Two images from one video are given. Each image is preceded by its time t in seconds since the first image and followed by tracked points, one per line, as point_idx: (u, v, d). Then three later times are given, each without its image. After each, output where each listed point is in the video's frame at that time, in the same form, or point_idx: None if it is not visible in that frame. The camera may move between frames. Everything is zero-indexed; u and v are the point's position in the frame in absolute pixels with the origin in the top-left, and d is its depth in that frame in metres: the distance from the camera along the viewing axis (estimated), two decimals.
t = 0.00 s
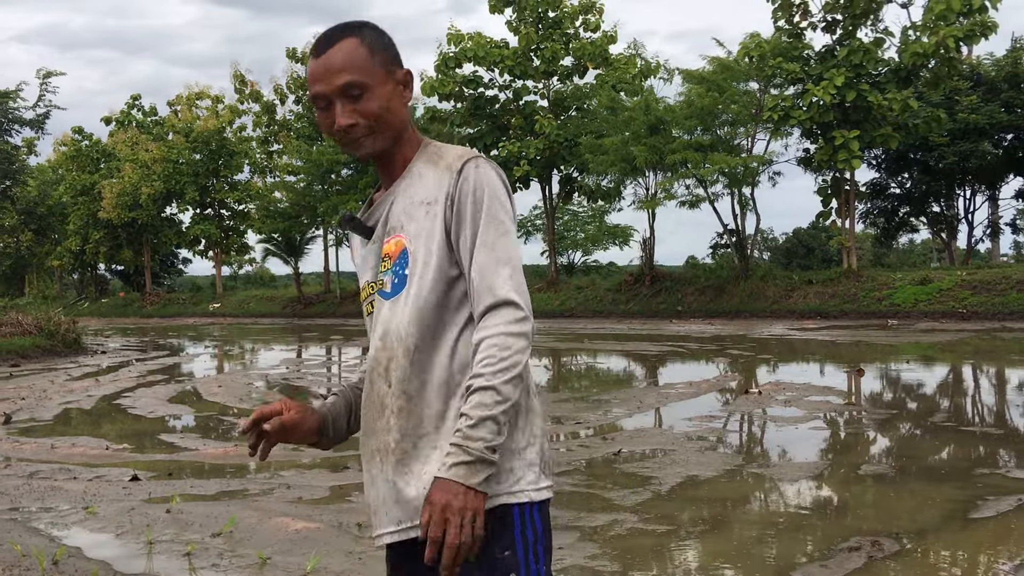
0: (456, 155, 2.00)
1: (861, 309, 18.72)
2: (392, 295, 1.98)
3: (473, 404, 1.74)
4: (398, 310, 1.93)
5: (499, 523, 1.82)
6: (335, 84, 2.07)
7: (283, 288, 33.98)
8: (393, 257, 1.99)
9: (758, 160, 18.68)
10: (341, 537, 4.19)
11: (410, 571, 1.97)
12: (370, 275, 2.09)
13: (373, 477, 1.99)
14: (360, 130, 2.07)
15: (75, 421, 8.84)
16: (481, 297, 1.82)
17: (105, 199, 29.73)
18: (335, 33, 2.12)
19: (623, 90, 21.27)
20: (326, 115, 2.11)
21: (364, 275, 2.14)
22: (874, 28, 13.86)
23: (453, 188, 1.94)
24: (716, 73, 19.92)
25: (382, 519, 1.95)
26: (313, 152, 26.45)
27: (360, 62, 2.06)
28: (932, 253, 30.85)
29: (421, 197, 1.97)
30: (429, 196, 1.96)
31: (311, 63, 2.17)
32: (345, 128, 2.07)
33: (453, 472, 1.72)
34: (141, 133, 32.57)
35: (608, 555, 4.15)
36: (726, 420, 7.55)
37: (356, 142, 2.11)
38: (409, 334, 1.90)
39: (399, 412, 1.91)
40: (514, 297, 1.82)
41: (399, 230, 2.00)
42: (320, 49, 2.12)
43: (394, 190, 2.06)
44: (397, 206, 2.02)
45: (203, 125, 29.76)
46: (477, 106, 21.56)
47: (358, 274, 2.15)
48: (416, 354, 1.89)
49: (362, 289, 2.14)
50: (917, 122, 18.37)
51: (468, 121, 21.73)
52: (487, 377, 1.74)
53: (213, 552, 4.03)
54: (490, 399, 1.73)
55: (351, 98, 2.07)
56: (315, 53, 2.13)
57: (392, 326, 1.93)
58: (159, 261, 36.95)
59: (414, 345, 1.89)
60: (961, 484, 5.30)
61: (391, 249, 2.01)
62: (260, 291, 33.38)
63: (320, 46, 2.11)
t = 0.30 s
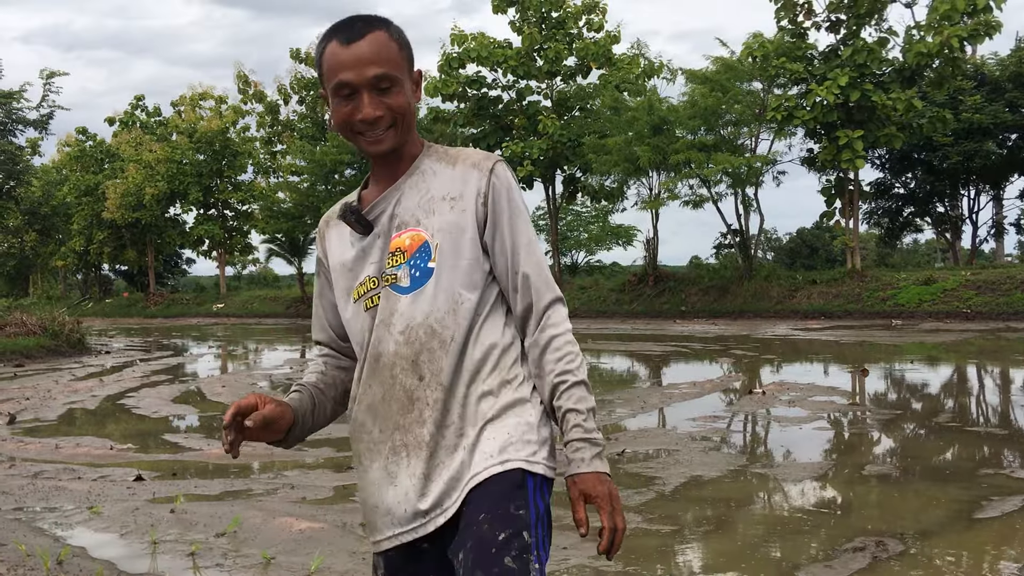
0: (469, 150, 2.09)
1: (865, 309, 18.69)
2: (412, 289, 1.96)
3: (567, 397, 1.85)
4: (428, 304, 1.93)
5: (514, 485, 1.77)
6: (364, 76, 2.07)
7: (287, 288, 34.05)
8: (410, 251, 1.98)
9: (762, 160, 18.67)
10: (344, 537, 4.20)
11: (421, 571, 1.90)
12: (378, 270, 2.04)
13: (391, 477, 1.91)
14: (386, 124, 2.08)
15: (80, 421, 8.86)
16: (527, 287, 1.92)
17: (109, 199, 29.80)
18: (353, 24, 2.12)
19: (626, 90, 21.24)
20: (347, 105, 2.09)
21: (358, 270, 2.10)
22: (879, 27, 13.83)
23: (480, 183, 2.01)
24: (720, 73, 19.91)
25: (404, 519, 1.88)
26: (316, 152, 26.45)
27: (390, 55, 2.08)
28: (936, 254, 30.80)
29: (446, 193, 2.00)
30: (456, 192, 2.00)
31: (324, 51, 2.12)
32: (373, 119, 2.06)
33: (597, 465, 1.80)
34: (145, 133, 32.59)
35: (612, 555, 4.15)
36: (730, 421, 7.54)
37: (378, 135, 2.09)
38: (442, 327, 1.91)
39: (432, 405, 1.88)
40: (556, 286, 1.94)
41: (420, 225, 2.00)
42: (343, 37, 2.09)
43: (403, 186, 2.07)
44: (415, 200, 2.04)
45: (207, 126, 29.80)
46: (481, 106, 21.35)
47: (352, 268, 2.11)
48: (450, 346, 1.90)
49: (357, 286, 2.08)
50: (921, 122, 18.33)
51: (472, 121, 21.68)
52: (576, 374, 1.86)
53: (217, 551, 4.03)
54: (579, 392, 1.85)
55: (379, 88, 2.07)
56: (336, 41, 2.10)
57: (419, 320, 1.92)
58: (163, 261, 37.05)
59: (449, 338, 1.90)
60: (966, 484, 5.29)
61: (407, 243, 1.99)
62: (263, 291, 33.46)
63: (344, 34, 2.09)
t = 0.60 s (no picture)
0: (470, 152, 2.12)
1: (869, 309, 18.65)
2: (424, 291, 1.95)
3: (570, 406, 1.94)
4: (445, 307, 1.94)
5: (533, 487, 1.79)
6: (372, 74, 2.07)
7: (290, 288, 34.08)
8: (421, 253, 1.97)
9: (765, 160, 18.64)
10: (348, 537, 4.20)
11: None
12: (382, 269, 2.03)
13: (409, 483, 1.91)
14: (391, 125, 2.09)
15: (84, 421, 8.88)
16: (539, 292, 1.99)
17: (113, 200, 29.83)
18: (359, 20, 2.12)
19: (629, 90, 21.21)
20: (350, 102, 2.09)
21: (356, 270, 2.07)
22: (882, 27, 13.84)
23: (488, 186, 2.05)
24: (723, 73, 19.90)
25: (424, 525, 1.88)
26: (319, 153, 26.44)
27: (398, 57, 2.09)
28: (941, 253, 30.73)
29: (457, 194, 2.03)
30: (465, 193, 2.04)
31: (328, 47, 2.12)
32: (379, 119, 2.07)
33: (595, 476, 1.91)
34: (148, 133, 32.61)
35: (616, 555, 4.14)
36: (734, 421, 7.53)
37: (383, 134, 2.09)
38: (460, 331, 1.93)
39: (454, 407, 1.89)
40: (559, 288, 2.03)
41: (431, 226, 2.01)
42: (349, 33, 2.09)
43: (408, 186, 2.08)
44: (422, 202, 2.05)
45: (210, 126, 29.81)
46: (484, 106, 21.31)
47: (350, 268, 2.08)
48: (468, 350, 1.93)
49: (355, 285, 2.06)
50: (925, 122, 18.31)
51: (475, 121, 21.63)
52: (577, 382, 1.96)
53: (221, 551, 4.04)
54: (581, 400, 1.95)
55: (385, 88, 2.08)
56: (341, 37, 2.10)
57: (435, 322, 1.93)
58: (167, 261, 37.10)
59: (467, 340, 1.93)
60: (970, 484, 5.28)
61: (416, 244, 1.99)
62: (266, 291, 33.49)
63: (350, 31, 2.09)
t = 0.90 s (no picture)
0: (474, 150, 2.07)
1: (872, 309, 18.61)
2: (418, 297, 1.96)
3: (566, 415, 1.86)
4: (438, 315, 1.93)
5: (527, 516, 1.79)
6: (366, 77, 2.04)
7: (294, 288, 34.14)
8: (416, 257, 1.97)
9: (769, 160, 18.66)
10: (351, 538, 4.21)
11: None
12: (379, 273, 2.05)
13: (397, 494, 1.93)
14: (388, 128, 2.07)
15: (88, 421, 8.90)
16: (536, 299, 1.93)
17: (117, 200, 29.90)
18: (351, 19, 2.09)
19: (633, 90, 21.19)
20: (345, 106, 2.07)
21: (357, 273, 2.10)
22: (886, 27, 13.83)
23: (488, 185, 2.00)
24: (727, 73, 19.90)
25: (411, 538, 1.90)
26: (323, 153, 26.47)
27: (393, 56, 2.05)
28: (946, 253, 30.68)
29: (453, 197, 2.00)
30: (461, 195, 2.00)
31: (323, 47, 2.10)
32: (373, 124, 2.05)
33: (590, 489, 1.79)
34: (153, 134, 32.70)
35: (620, 555, 4.15)
36: (738, 421, 7.54)
37: (382, 140, 2.08)
38: (453, 341, 1.92)
39: (441, 420, 1.90)
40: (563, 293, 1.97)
41: (426, 229, 2.00)
42: (342, 34, 2.06)
43: (408, 185, 2.06)
44: (421, 204, 2.03)
45: (214, 127, 29.83)
46: (487, 106, 21.36)
47: (350, 271, 2.11)
48: (460, 362, 1.91)
49: (356, 289, 2.09)
50: (929, 122, 18.31)
51: (479, 121, 21.64)
52: (577, 391, 1.88)
53: (225, 551, 4.05)
54: (583, 410, 1.86)
55: (380, 91, 2.05)
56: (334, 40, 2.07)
57: (426, 331, 1.93)
58: (171, 262, 37.19)
59: (458, 351, 1.92)
60: (974, 484, 5.28)
61: (412, 248, 1.99)
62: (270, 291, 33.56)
63: (344, 32, 2.06)
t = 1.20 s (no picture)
0: (497, 155, 1.73)
1: (877, 309, 18.58)
2: (428, 329, 1.71)
3: (561, 467, 1.52)
4: (448, 356, 1.68)
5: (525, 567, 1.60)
6: (380, 58, 1.72)
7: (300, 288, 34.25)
8: (427, 282, 1.71)
9: (774, 160, 18.67)
10: (356, 537, 4.21)
11: None
12: (380, 294, 1.79)
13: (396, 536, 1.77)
14: (401, 117, 1.76)
15: (94, 421, 8.92)
16: (548, 339, 1.60)
17: (123, 200, 30.01)
18: None
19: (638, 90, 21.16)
20: (352, 87, 1.76)
21: (359, 287, 1.84)
22: (891, 27, 13.80)
23: (506, 205, 1.67)
24: (732, 72, 19.88)
25: None
26: (328, 153, 26.49)
27: (414, 33, 1.73)
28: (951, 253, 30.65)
29: (464, 212, 1.70)
30: (474, 212, 1.70)
31: (333, 17, 1.77)
32: (386, 112, 1.75)
33: (574, 551, 1.45)
34: (158, 134, 32.77)
35: (625, 555, 4.14)
36: (743, 421, 7.52)
37: (393, 133, 1.77)
38: (460, 383, 1.67)
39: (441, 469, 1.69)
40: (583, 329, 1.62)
41: (436, 249, 1.72)
42: None
43: (414, 193, 1.77)
44: (433, 219, 1.74)
45: (219, 127, 29.86)
46: (492, 106, 21.25)
47: (349, 286, 1.86)
48: (466, 406, 1.67)
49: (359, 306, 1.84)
50: (935, 122, 18.24)
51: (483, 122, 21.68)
52: (583, 448, 1.52)
53: (231, 551, 4.06)
54: (583, 468, 1.51)
55: (397, 76, 1.73)
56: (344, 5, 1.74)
57: (436, 370, 1.69)
58: (176, 261, 37.31)
59: (468, 395, 1.67)
60: (979, 484, 5.28)
61: (422, 271, 1.72)
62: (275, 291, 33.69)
63: None
